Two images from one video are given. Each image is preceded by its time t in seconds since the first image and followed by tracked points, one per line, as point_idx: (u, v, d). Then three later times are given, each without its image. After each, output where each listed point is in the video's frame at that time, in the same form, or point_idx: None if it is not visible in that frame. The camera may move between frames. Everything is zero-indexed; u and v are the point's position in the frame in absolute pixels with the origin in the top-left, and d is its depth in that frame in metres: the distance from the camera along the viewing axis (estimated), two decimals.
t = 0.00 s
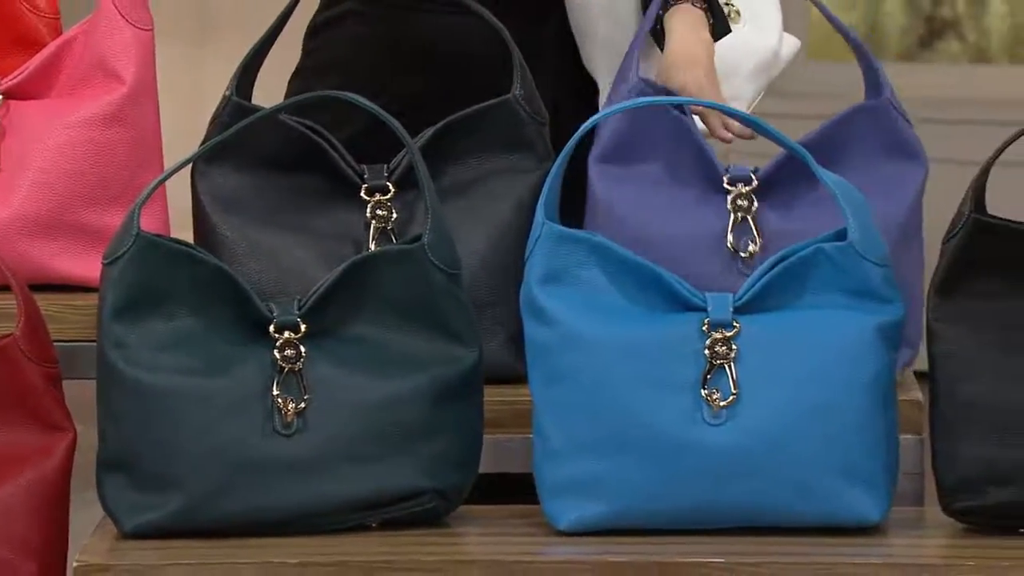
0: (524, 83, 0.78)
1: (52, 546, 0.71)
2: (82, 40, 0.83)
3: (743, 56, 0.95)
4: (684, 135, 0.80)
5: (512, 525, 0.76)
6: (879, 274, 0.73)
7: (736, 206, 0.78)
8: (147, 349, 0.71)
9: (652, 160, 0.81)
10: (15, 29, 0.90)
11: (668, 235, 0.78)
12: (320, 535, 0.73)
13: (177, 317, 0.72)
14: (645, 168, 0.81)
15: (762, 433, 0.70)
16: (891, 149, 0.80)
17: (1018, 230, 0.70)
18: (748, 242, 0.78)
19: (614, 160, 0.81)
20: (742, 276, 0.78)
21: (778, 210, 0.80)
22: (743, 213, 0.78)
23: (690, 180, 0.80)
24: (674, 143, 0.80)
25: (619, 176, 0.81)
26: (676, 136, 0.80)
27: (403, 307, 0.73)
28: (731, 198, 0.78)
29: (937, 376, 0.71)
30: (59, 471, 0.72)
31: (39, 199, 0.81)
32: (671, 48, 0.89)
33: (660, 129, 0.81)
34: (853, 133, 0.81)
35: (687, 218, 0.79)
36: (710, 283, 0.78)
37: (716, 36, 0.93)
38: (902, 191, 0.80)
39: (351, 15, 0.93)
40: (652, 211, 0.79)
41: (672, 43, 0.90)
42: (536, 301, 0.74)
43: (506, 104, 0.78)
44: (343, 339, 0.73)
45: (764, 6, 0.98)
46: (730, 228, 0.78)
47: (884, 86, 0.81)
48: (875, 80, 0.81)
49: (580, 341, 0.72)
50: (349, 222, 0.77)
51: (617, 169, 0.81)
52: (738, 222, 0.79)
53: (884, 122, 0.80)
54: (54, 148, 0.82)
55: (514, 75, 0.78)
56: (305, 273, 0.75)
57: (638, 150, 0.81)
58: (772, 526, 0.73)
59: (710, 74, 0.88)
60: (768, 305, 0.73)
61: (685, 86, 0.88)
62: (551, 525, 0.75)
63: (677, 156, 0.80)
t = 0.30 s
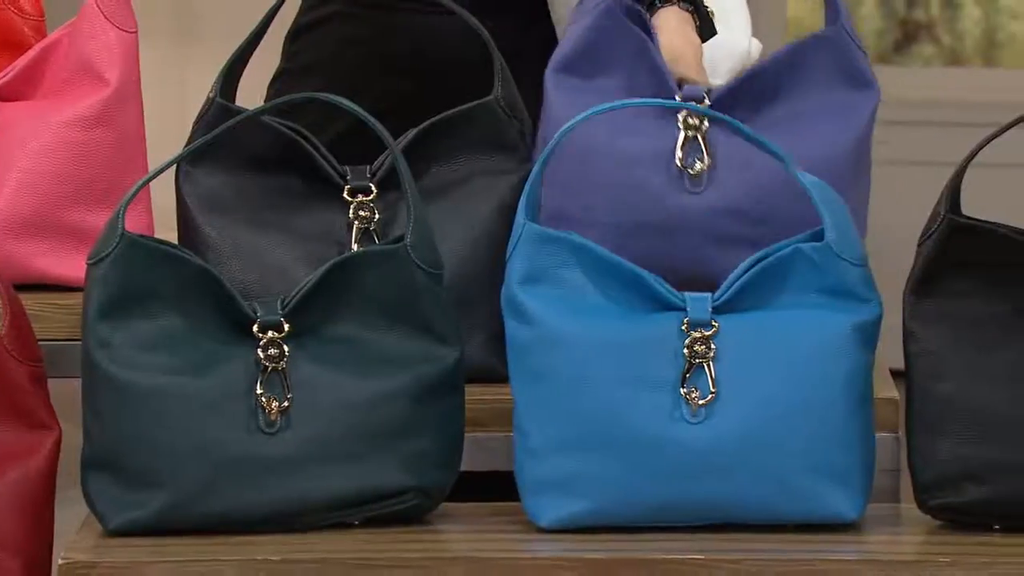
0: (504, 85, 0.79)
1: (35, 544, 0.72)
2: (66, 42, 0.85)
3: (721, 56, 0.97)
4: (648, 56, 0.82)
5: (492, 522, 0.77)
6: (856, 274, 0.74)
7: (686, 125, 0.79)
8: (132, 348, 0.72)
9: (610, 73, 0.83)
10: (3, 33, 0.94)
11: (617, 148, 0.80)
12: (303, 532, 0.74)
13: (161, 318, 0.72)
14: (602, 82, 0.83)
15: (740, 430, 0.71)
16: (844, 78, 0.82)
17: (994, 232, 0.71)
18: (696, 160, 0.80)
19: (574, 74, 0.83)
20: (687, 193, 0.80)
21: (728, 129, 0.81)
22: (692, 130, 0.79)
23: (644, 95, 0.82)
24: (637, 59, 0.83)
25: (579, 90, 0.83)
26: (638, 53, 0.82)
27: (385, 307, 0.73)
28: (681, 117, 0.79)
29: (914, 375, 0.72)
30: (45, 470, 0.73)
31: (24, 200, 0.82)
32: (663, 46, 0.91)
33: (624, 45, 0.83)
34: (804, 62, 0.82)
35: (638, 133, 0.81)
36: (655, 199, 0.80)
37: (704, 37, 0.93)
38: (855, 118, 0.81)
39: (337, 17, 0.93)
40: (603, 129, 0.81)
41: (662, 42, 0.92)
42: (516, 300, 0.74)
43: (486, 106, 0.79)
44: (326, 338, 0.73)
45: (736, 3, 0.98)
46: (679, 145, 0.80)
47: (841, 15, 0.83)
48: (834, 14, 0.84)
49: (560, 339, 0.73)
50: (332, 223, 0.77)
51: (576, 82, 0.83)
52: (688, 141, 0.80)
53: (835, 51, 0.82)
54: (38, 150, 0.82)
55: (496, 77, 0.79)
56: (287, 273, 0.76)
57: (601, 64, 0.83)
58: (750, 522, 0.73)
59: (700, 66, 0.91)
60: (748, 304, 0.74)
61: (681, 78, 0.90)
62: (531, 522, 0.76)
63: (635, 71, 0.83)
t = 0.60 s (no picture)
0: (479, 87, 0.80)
1: (16, 544, 0.74)
2: (45, 43, 0.87)
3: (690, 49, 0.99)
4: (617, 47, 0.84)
5: (468, 519, 0.78)
6: (827, 274, 0.75)
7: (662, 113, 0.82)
8: (111, 347, 0.73)
9: (585, 66, 0.85)
10: None
11: (594, 139, 0.83)
12: (280, 530, 0.74)
13: (139, 317, 0.73)
14: (577, 74, 0.85)
15: (713, 428, 0.72)
16: (815, 61, 0.83)
17: (962, 232, 0.72)
18: (672, 147, 0.82)
19: (549, 68, 0.86)
20: (665, 181, 0.82)
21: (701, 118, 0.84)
22: (664, 119, 0.82)
23: (618, 85, 0.84)
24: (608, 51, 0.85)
25: (554, 84, 0.85)
26: (609, 44, 0.84)
27: (363, 306, 0.74)
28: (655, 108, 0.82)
29: (884, 374, 0.73)
30: (24, 469, 0.75)
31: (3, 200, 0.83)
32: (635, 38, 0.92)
33: (595, 37, 0.85)
34: (777, 46, 0.83)
35: (615, 123, 0.83)
36: (634, 189, 0.82)
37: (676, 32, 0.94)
38: (825, 102, 0.82)
39: (316, 17, 0.95)
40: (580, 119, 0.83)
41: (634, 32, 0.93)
42: (492, 299, 0.75)
43: (462, 108, 0.80)
44: (303, 338, 0.74)
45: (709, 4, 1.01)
46: (654, 134, 0.82)
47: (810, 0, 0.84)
48: None
49: (535, 338, 0.73)
50: (309, 224, 0.78)
51: (551, 76, 0.86)
52: (664, 128, 0.82)
53: (805, 35, 0.83)
54: (17, 150, 0.83)
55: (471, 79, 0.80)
56: (264, 275, 0.77)
57: (575, 58, 0.85)
58: (723, 519, 0.74)
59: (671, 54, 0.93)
60: (721, 304, 0.75)
61: (654, 67, 0.92)
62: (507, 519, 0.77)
63: (607, 61, 0.85)
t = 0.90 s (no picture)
0: (450, 89, 0.81)
1: None
2: (20, 46, 0.91)
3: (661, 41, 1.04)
4: (580, 114, 0.83)
5: (441, 517, 0.79)
6: (794, 274, 0.76)
7: (626, 177, 0.81)
8: (86, 347, 0.73)
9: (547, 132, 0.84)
10: None
11: (559, 205, 0.81)
12: (253, 528, 0.75)
13: (114, 316, 0.73)
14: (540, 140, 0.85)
15: (682, 426, 0.73)
16: (776, 130, 0.84)
17: (927, 233, 0.73)
18: (639, 213, 0.81)
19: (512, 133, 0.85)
20: (632, 246, 0.80)
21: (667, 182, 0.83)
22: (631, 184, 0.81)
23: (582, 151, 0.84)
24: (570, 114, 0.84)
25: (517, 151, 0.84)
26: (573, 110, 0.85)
27: (336, 307, 0.75)
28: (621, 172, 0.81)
29: (850, 372, 0.74)
30: None
31: None
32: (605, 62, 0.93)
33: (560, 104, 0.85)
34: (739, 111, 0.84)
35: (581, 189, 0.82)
36: (601, 253, 0.80)
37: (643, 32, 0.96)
38: (788, 168, 0.83)
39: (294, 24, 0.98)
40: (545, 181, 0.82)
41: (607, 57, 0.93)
42: (465, 300, 0.76)
43: (435, 110, 0.81)
44: (276, 338, 0.75)
45: None
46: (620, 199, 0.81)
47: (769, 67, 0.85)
48: (762, 61, 0.85)
49: (506, 338, 0.74)
50: (283, 225, 0.79)
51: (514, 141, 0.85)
52: (629, 194, 0.81)
53: (766, 101, 0.84)
54: None
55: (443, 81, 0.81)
56: (238, 275, 0.78)
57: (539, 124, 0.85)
58: (692, 516, 0.75)
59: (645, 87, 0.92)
60: (689, 304, 0.76)
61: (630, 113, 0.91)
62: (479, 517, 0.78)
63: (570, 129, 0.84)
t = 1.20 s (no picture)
0: (417, 91, 0.82)
1: None
2: None
3: (645, 51, 1.04)
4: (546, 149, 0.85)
5: (410, 514, 0.80)
6: (758, 274, 0.77)
7: (592, 214, 0.84)
8: (56, 347, 0.74)
9: (513, 168, 0.86)
10: None
11: (525, 241, 0.83)
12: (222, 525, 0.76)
13: (83, 317, 0.74)
14: (505, 176, 0.86)
15: (646, 424, 0.74)
16: (740, 162, 0.87)
17: (887, 233, 0.74)
18: (603, 249, 0.83)
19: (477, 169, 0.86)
20: (596, 282, 0.83)
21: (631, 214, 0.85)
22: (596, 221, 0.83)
23: (548, 186, 0.86)
24: (538, 153, 0.86)
25: (484, 187, 0.85)
26: (538, 146, 0.85)
27: (305, 307, 0.76)
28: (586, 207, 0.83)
29: (813, 371, 0.75)
30: None
31: None
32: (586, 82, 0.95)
33: (525, 138, 0.86)
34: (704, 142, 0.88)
35: (547, 227, 0.84)
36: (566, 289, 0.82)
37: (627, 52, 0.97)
38: (751, 198, 0.86)
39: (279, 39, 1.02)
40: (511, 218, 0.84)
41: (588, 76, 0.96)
42: (433, 301, 0.77)
43: (402, 112, 0.82)
44: (245, 338, 0.75)
45: None
46: (585, 237, 0.83)
47: (737, 98, 0.88)
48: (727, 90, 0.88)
49: (473, 338, 0.75)
50: (252, 226, 0.80)
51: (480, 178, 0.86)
52: (594, 231, 0.84)
53: (733, 134, 0.87)
54: None
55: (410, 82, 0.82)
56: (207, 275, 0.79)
57: (504, 160, 0.86)
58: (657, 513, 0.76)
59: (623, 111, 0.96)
60: (654, 304, 0.77)
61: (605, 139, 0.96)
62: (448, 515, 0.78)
63: (535, 163, 0.86)
